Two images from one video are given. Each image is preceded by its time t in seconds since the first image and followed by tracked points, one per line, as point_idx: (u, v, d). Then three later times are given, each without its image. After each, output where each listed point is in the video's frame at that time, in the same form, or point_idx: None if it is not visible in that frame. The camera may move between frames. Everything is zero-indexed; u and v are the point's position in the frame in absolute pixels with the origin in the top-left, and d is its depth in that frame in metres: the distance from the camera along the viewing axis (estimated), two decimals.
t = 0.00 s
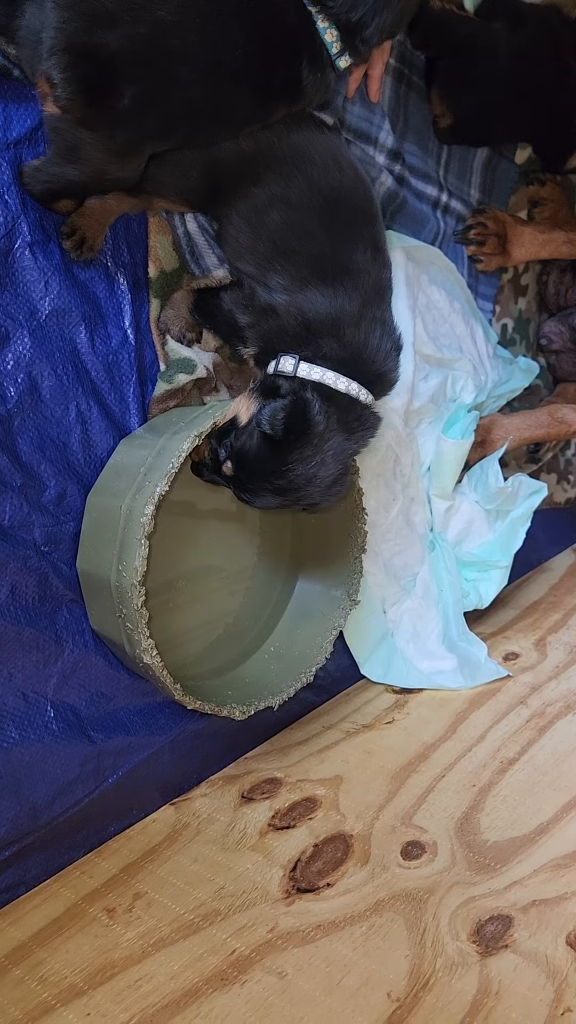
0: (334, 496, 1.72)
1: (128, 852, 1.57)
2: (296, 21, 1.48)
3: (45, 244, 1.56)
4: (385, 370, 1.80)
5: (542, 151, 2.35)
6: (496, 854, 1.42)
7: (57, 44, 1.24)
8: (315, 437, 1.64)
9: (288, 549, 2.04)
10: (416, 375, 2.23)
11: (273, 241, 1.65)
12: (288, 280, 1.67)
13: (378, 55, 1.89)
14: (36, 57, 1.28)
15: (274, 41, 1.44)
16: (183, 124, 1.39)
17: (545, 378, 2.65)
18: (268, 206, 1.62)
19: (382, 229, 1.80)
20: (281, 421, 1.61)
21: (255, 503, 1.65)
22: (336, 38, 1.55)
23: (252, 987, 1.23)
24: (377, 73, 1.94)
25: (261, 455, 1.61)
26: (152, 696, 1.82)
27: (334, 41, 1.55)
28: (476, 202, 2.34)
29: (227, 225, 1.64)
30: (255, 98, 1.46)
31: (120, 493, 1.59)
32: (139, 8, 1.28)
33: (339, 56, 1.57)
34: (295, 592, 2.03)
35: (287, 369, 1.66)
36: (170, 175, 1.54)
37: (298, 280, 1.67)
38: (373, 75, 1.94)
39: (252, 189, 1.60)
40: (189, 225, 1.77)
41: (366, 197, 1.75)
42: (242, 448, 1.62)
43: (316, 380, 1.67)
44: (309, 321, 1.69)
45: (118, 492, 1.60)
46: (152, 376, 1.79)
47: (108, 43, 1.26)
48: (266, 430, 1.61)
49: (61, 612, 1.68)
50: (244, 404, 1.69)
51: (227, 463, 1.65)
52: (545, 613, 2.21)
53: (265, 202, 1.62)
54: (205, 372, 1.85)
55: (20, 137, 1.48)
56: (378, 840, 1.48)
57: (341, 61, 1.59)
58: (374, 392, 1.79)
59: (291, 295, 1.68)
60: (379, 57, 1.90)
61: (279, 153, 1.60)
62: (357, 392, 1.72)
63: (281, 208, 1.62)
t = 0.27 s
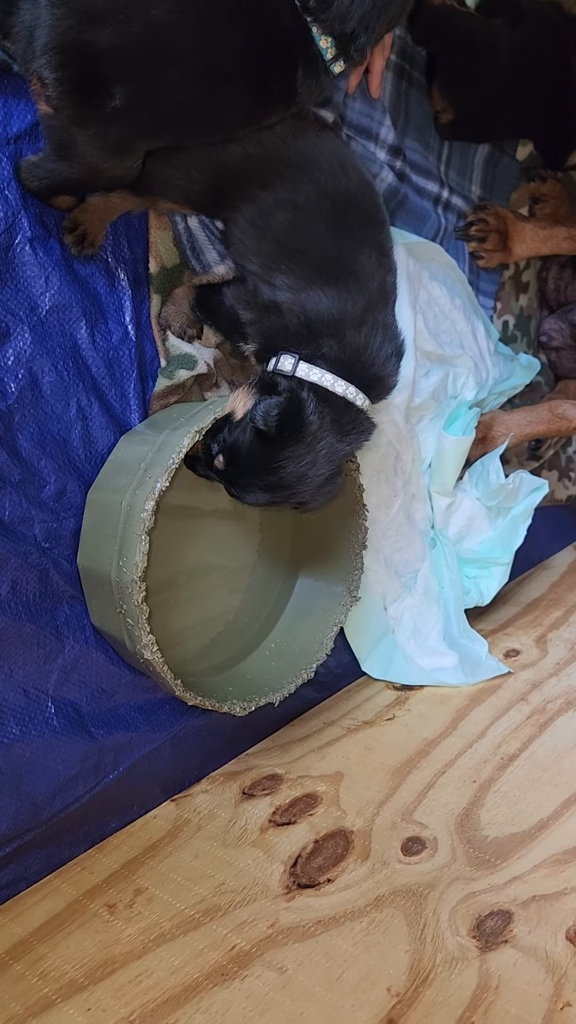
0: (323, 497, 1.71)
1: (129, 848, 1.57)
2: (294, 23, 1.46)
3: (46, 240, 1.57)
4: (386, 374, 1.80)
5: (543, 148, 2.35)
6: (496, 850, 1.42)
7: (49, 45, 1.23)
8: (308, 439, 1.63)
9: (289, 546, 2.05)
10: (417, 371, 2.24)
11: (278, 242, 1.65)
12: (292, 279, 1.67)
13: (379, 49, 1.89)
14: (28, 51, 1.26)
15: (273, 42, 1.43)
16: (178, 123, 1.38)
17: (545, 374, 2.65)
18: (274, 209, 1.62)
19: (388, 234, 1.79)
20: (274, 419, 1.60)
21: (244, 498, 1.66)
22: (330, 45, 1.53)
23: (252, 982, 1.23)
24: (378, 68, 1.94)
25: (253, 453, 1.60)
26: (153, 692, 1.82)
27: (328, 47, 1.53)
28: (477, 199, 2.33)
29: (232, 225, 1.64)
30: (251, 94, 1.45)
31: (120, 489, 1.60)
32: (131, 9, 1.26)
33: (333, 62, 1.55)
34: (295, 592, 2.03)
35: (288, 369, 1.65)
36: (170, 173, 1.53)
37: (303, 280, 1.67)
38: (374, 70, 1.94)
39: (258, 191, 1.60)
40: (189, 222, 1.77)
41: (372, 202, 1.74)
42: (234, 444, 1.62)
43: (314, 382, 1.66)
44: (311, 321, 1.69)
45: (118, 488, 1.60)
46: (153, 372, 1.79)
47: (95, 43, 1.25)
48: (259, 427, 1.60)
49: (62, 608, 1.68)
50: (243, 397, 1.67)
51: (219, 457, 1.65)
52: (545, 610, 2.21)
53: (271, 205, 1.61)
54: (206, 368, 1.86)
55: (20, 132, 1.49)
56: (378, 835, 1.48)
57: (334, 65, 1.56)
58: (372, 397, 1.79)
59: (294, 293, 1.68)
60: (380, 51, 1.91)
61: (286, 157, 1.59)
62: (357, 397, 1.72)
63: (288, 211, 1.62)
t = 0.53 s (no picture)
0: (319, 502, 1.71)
1: (131, 847, 1.57)
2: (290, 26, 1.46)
3: (48, 238, 1.56)
4: (391, 377, 1.79)
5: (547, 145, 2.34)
6: (498, 849, 1.42)
7: (41, 51, 1.23)
8: (307, 443, 1.63)
9: (291, 546, 2.04)
10: (419, 370, 2.24)
11: (286, 242, 1.65)
12: (299, 279, 1.68)
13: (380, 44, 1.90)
14: (17, 57, 1.27)
15: (273, 42, 1.43)
16: (173, 123, 1.37)
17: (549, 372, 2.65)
18: (282, 209, 1.62)
19: (395, 238, 1.78)
20: (277, 422, 1.60)
21: (241, 497, 1.65)
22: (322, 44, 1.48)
23: (254, 982, 1.23)
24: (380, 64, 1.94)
25: (251, 453, 1.60)
26: (155, 692, 1.82)
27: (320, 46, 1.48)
28: (480, 197, 2.33)
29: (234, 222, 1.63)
30: (254, 94, 1.44)
31: (122, 487, 1.60)
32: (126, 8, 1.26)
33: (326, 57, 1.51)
34: (297, 592, 2.02)
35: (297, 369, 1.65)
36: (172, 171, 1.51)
37: (310, 279, 1.68)
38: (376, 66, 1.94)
39: (264, 191, 1.60)
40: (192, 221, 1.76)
41: (380, 205, 1.74)
42: (233, 444, 1.62)
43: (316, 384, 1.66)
44: (317, 321, 1.69)
45: (120, 487, 1.60)
46: (155, 371, 1.79)
47: (83, 50, 1.24)
48: (261, 428, 1.60)
49: (64, 607, 1.68)
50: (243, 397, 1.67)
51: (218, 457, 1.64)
52: (548, 609, 2.20)
53: (278, 206, 1.62)
54: (208, 367, 1.85)
55: (21, 131, 1.48)
56: (381, 835, 1.48)
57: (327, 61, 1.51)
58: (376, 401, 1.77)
59: (302, 292, 1.69)
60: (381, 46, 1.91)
61: (293, 157, 1.59)
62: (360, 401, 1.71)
63: (296, 212, 1.62)
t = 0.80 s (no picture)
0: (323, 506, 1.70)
1: (135, 848, 1.57)
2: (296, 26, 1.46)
3: (53, 239, 1.55)
4: (397, 384, 1.79)
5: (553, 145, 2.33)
6: (504, 852, 1.42)
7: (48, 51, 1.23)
8: (308, 446, 1.62)
9: (295, 546, 2.04)
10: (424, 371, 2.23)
11: (298, 243, 1.64)
12: (310, 281, 1.67)
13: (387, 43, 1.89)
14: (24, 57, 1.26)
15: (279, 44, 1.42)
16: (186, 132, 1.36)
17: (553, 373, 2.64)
18: (296, 210, 1.62)
19: (406, 242, 1.79)
20: (277, 425, 1.60)
21: (243, 500, 1.64)
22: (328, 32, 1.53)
23: (260, 985, 1.22)
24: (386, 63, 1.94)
25: (251, 456, 1.60)
26: (159, 693, 1.82)
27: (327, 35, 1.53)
28: (485, 197, 2.32)
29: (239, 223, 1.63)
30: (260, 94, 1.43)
31: (127, 489, 1.59)
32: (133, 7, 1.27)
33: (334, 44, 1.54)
34: (301, 593, 2.00)
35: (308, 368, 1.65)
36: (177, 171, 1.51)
37: (321, 281, 1.67)
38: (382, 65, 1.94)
39: (277, 194, 1.59)
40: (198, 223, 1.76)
41: (392, 209, 1.74)
42: (233, 447, 1.62)
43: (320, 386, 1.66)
44: (326, 324, 1.69)
45: (125, 488, 1.60)
46: (160, 372, 1.79)
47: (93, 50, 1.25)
48: (261, 431, 1.60)
49: (69, 608, 1.68)
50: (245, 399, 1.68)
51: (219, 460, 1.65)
52: (552, 610, 2.20)
53: (292, 207, 1.61)
54: (214, 368, 1.84)
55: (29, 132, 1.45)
56: (386, 837, 1.48)
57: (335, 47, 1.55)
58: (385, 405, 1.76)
59: (311, 295, 1.68)
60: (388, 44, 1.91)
61: (305, 161, 1.59)
62: (369, 404, 1.70)
63: (310, 213, 1.62)
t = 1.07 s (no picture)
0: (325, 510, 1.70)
1: (140, 852, 1.57)
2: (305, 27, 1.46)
3: (60, 242, 1.55)
4: (401, 387, 1.79)
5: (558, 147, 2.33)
6: (510, 857, 1.41)
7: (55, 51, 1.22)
8: (308, 452, 1.62)
9: (301, 548, 2.03)
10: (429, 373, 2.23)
11: (307, 246, 1.64)
12: (318, 284, 1.67)
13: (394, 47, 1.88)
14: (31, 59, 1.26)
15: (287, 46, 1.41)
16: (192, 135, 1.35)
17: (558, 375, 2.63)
18: (307, 213, 1.61)
19: (413, 245, 1.78)
20: (274, 431, 1.59)
21: (245, 505, 1.64)
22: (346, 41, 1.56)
23: (265, 990, 1.22)
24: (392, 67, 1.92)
25: (251, 462, 1.60)
26: (165, 696, 1.82)
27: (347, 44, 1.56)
28: (491, 199, 2.32)
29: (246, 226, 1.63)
30: (266, 96, 1.43)
31: (132, 492, 1.59)
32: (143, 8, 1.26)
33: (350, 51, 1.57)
34: (309, 593, 2.01)
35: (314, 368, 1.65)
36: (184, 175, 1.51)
37: (328, 284, 1.66)
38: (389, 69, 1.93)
39: (288, 197, 1.59)
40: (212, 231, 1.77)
41: (400, 212, 1.74)
42: (233, 453, 1.62)
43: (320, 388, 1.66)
44: (332, 326, 1.69)
45: (131, 491, 1.59)
46: (166, 375, 1.78)
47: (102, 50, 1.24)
48: (259, 438, 1.60)
49: (74, 611, 1.67)
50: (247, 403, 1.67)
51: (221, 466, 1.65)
52: (558, 613, 2.19)
53: (302, 210, 1.60)
54: (219, 371, 1.84)
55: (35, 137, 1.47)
56: (391, 841, 1.47)
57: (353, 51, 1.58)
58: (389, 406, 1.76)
59: (318, 298, 1.68)
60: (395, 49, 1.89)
61: (315, 164, 1.59)
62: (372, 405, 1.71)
63: (320, 216, 1.62)
